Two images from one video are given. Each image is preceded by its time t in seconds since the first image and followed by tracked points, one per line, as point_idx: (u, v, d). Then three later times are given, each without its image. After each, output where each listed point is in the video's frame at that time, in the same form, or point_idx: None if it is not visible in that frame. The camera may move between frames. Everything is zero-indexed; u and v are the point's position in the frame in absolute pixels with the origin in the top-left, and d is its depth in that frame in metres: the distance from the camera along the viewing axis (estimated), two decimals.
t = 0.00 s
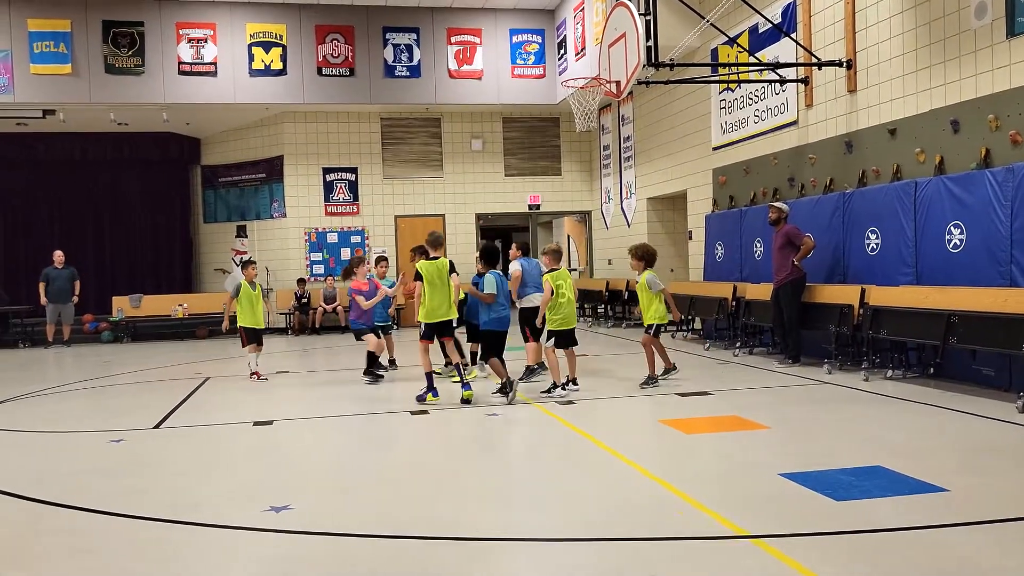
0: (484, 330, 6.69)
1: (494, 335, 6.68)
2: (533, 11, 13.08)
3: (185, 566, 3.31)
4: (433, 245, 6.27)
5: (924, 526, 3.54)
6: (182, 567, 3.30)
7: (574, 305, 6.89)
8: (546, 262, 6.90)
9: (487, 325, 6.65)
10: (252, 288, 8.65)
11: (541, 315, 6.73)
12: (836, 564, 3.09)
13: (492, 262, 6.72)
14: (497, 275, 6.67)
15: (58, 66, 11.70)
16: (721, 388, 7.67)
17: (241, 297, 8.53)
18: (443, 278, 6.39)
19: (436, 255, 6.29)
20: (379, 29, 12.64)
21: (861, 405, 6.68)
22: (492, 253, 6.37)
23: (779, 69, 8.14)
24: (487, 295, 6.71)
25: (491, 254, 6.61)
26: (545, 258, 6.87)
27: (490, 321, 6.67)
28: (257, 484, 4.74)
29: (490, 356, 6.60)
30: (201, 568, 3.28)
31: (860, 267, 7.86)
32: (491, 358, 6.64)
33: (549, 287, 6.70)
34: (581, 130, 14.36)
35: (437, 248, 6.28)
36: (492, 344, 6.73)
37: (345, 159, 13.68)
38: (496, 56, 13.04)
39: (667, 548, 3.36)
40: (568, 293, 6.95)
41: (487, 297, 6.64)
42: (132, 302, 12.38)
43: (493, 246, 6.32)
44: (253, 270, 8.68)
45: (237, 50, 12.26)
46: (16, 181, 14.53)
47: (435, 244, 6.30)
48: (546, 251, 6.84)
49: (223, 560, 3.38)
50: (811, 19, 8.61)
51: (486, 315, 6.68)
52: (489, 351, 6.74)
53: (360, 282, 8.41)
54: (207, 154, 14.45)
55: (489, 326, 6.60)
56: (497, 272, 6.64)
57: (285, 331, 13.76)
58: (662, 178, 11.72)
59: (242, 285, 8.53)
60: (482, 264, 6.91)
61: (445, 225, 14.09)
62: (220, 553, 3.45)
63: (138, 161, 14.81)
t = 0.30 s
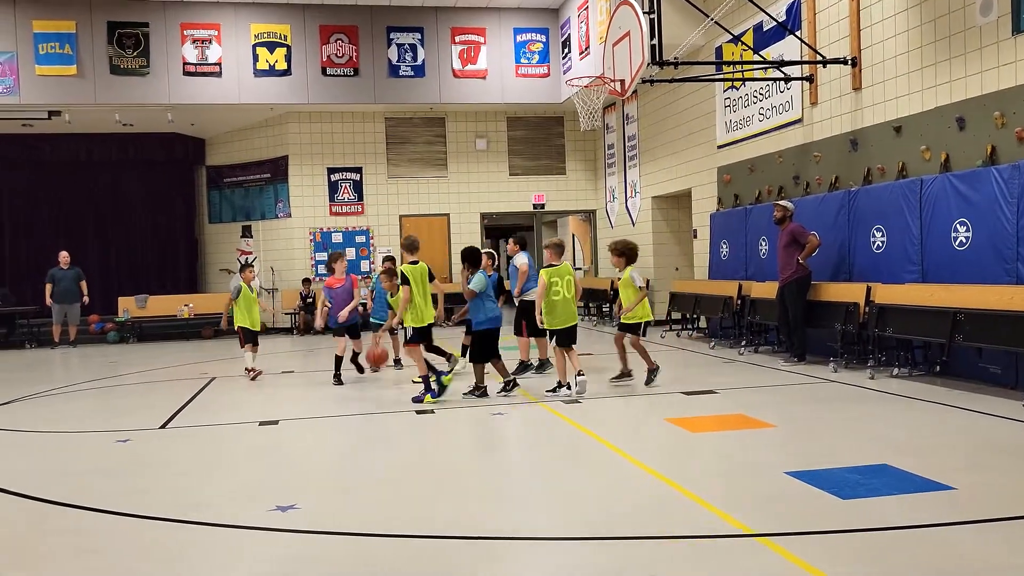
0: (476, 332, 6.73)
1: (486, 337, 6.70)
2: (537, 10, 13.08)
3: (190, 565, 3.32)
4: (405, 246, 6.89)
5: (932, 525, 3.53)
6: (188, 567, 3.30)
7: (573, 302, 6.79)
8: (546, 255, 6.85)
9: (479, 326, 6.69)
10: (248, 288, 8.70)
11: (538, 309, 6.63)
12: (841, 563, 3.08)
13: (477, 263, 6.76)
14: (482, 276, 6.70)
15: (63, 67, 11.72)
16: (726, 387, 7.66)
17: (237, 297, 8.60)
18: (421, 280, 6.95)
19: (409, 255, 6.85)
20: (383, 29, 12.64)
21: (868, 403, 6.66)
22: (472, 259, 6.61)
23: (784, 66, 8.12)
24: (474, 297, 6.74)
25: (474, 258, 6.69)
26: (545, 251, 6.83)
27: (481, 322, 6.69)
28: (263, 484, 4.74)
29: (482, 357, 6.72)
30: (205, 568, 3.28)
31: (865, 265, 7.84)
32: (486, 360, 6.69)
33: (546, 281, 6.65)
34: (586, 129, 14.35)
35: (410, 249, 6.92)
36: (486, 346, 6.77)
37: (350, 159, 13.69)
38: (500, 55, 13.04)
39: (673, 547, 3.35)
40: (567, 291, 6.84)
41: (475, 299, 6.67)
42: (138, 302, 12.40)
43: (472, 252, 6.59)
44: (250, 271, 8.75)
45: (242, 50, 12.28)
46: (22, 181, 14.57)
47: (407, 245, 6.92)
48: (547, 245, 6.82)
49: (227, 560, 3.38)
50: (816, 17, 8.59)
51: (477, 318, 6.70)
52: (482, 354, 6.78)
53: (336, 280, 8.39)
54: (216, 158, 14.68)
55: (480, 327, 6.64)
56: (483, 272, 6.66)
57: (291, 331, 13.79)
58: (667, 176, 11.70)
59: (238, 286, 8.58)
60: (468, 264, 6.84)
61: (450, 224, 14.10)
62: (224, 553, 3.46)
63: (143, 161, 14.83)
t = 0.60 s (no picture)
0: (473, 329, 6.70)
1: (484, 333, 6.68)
2: (551, 7, 13.05)
3: (209, 561, 3.33)
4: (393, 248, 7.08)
5: (950, 523, 3.50)
6: (207, 563, 3.31)
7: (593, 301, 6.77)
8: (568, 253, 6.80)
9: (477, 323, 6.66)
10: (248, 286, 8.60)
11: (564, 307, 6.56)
12: (859, 561, 3.06)
13: (470, 262, 6.80)
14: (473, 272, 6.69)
15: (80, 66, 11.81)
16: (742, 384, 7.64)
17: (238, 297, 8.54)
18: (403, 281, 7.32)
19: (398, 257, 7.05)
20: (396, 27, 12.66)
21: (884, 400, 6.63)
22: (464, 257, 6.64)
23: (799, 62, 8.08)
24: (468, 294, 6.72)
25: (466, 256, 6.70)
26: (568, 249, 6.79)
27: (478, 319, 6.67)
28: (281, 480, 4.76)
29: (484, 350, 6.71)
30: (224, 564, 3.30)
31: (881, 261, 7.80)
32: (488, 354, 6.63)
33: (574, 278, 6.59)
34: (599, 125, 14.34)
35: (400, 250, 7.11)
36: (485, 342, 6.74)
37: (364, 157, 13.72)
38: (514, 52, 13.04)
39: (690, 544, 3.34)
40: (586, 289, 6.81)
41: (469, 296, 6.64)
42: (154, 300, 12.47)
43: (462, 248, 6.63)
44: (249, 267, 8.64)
45: (256, 48, 12.31)
46: (39, 180, 14.71)
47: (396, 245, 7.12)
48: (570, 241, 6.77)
49: (245, 556, 3.39)
50: (831, 12, 8.54)
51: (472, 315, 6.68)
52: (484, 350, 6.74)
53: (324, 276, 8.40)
54: (230, 156, 14.76)
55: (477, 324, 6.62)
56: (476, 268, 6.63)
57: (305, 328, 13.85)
58: (681, 173, 11.67)
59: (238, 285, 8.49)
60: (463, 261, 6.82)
61: (463, 221, 14.10)
62: (242, 549, 3.47)
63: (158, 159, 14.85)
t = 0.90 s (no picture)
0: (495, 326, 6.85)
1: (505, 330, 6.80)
2: None
3: (260, 548, 3.37)
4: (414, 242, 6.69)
5: (1012, 525, 3.38)
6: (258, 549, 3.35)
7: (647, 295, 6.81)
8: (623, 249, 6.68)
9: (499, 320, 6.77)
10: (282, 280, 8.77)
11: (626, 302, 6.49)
12: (920, 563, 2.96)
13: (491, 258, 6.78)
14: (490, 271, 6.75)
15: (140, 62, 12.14)
16: (796, 380, 7.50)
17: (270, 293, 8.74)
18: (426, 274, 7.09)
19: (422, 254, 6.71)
20: (448, 21, 12.72)
21: (942, 398, 6.46)
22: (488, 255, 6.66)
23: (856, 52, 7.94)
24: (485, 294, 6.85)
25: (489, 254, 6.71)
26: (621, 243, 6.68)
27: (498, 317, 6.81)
28: (335, 468, 4.82)
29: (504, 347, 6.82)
30: (274, 551, 3.33)
31: (940, 257, 7.58)
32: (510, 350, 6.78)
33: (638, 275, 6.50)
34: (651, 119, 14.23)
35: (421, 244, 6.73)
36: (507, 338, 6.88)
37: (414, 150, 13.81)
38: (565, 45, 13.01)
39: (742, 540, 3.27)
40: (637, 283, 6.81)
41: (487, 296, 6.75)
42: (211, 292, 12.68)
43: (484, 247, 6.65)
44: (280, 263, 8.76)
45: (311, 43, 12.47)
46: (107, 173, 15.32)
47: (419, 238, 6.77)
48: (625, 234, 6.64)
49: (295, 543, 3.43)
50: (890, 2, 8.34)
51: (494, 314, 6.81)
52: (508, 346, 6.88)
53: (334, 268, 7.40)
54: (283, 148, 14.85)
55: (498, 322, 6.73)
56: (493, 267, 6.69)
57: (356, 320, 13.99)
58: (733, 167, 11.55)
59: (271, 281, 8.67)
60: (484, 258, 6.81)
61: (513, 214, 14.14)
62: (291, 537, 3.49)
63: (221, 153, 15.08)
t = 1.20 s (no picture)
0: (530, 317, 6.74)
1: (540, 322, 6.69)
2: None
3: (322, 536, 3.42)
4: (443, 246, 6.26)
5: None
6: (320, 537, 3.40)
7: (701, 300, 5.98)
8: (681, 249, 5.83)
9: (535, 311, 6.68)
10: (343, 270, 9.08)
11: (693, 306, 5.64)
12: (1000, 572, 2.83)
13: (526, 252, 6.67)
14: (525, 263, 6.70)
15: (214, 61, 12.56)
16: (866, 381, 7.30)
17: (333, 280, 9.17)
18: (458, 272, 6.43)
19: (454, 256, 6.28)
20: (514, 18, 12.78)
21: None
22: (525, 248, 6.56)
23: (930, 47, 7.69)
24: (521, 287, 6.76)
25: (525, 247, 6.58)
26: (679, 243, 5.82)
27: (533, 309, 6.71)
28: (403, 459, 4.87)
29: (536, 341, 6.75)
30: (336, 539, 3.37)
31: (1020, 256, 7.26)
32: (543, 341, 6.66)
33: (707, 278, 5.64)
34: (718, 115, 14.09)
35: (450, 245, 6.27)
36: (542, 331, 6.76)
37: (479, 147, 13.95)
38: (632, 40, 12.96)
39: (809, 543, 3.18)
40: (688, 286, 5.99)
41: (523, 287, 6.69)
42: (279, 285, 13.28)
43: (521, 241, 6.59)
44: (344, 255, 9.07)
45: (379, 41, 12.68)
46: (183, 170, 15.94)
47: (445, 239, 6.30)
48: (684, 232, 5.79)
49: (357, 532, 3.46)
50: None
51: (529, 305, 6.74)
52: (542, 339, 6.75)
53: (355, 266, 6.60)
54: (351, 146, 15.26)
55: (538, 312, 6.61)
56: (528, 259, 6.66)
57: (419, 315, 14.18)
58: (802, 163, 11.40)
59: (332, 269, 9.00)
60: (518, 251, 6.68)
61: (576, 211, 14.17)
62: (355, 526, 3.54)
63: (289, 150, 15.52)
